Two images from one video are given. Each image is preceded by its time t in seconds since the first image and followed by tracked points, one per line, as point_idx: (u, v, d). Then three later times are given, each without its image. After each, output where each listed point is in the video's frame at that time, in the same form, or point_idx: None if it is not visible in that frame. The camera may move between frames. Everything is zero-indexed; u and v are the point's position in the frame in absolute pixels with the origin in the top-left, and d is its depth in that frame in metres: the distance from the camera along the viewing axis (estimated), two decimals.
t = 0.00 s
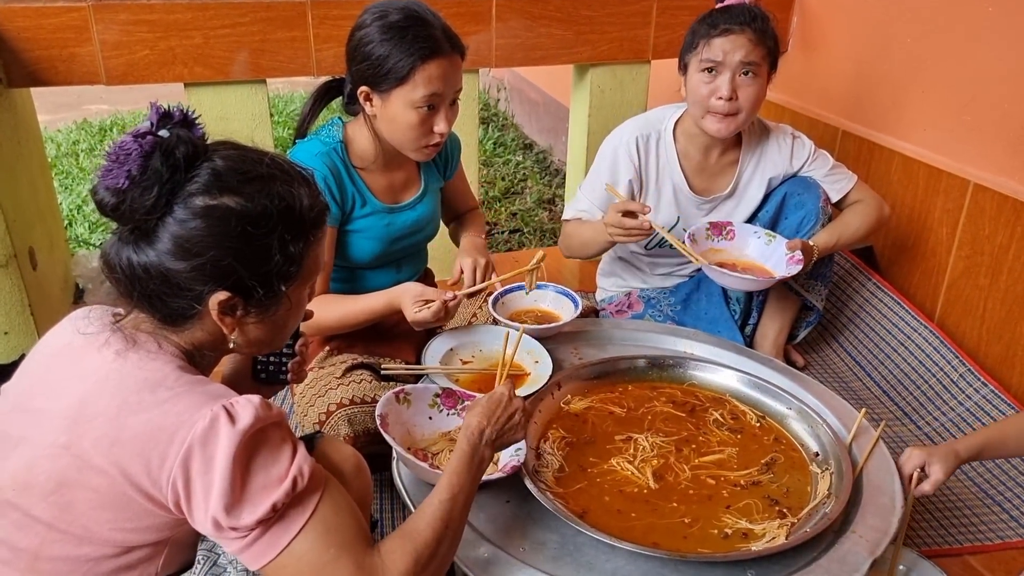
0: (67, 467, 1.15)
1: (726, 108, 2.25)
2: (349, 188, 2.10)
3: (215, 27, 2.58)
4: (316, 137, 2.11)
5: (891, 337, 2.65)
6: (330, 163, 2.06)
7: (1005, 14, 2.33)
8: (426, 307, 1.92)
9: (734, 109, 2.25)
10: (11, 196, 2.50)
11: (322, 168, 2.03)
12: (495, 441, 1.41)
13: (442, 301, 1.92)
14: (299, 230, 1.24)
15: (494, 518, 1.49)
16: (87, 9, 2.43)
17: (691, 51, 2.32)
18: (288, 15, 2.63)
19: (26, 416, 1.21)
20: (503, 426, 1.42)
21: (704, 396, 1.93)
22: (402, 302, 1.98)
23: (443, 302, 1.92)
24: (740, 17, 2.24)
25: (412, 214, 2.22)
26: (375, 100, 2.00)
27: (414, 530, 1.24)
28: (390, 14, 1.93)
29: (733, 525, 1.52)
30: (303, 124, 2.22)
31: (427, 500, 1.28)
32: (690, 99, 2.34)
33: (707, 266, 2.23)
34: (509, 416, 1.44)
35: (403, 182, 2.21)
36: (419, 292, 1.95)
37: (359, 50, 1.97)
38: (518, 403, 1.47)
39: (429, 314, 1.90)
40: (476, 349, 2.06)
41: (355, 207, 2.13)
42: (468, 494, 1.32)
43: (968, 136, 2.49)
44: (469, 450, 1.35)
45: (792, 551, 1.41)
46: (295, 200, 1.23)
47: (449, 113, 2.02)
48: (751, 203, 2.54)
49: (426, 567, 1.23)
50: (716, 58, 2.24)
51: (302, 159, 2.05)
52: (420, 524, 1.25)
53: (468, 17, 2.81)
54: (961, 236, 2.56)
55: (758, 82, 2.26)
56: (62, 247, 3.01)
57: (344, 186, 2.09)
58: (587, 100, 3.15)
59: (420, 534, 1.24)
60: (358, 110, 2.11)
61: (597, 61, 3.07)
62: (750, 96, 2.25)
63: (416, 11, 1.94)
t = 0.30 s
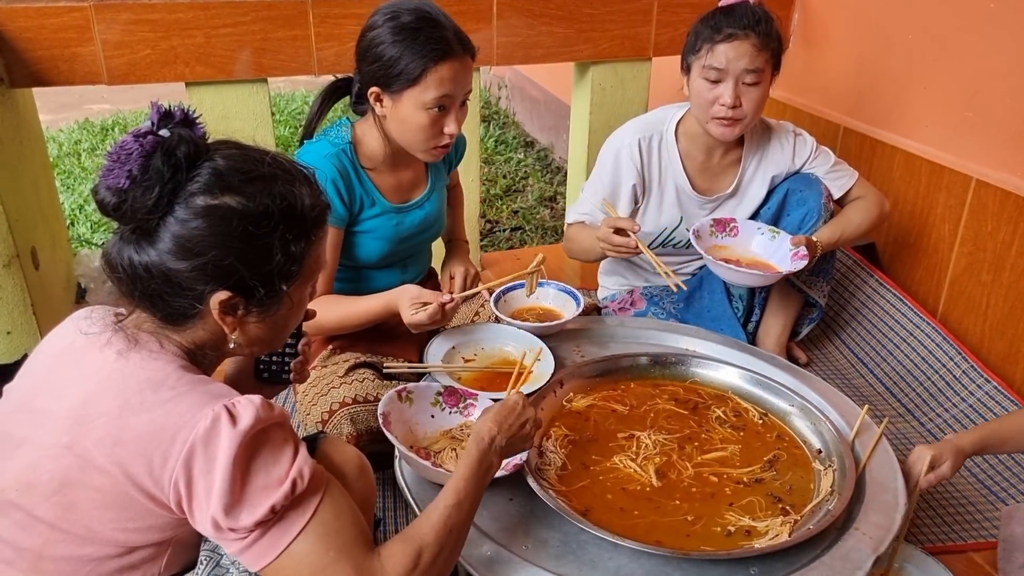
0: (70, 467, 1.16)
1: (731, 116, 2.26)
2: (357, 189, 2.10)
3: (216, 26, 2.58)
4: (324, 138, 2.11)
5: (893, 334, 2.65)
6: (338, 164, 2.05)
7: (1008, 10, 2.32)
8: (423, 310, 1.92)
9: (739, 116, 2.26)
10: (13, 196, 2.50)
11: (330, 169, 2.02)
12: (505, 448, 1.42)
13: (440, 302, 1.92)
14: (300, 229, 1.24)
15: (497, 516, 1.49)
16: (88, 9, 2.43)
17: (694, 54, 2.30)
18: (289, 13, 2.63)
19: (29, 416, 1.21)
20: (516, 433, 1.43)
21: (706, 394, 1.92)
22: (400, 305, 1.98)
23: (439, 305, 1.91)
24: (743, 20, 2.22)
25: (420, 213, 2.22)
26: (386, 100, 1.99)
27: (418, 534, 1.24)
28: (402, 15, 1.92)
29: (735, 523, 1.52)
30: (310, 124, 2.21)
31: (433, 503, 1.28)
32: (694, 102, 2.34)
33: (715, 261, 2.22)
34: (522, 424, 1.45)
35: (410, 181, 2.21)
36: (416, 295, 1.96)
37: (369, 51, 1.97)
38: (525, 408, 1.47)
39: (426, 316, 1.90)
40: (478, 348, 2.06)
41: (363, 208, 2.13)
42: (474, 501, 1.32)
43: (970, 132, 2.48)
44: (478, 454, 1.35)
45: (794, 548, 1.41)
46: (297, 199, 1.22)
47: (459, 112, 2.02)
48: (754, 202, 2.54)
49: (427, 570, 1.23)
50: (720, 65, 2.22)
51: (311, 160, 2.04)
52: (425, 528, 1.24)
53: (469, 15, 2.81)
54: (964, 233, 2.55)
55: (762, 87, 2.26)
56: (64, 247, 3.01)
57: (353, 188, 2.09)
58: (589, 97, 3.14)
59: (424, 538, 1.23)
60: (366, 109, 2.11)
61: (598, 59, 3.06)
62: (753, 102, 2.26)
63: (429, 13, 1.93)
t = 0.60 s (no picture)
0: (69, 465, 1.16)
1: (737, 119, 2.26)
2: (363, 189, 2.10)
3: (215, 23, 2.58)
4: (330, 136, 2.10)
5: (893, 330, 2.64)
6: (345, 164, 2.04)
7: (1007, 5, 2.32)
8: (431, 308, 1.92)
9: (745, 119, 2.27)
10: (12, 194, 2.50)
11: (336, 170, 2.02)
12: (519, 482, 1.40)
13: (446, 300, 1.92)
14: (299, 227, 1.24)
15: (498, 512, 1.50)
16: (87, 6, 2.43)
17: (699, 55, 2.30)
18: (288, 10, 2.63)
19: (28, 415, 1.21)
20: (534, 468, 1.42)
21: (705, 390, 1.92)
22: (405, 302, 1.98)
23: (447, 303, 1.92)
24: (749, 23, 2.21)
25: (425, 212, 2.22)
26: (394, 97, 1.99)
27: (429, 539, 1.25)
28: (409, 11, 1.91)
29: (735, 519, 1.52)
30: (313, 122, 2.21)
31: (450, 515, 1.29)
32: (699, 102, 2.33)
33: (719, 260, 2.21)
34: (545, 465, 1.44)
35: (414, 180, 2.21)
36: (423, 293, 1.95)
37: (376, 48, 1.97)
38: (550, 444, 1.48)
39: (434, 314, 1.91)
40: (478, 344, 2.06)
41: (369, 208, 2.12)
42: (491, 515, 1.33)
43: (969, 127, 2.48)
44: (500, 482, 1.35)
45: (794, 544, 1.41)
46: (295, 196, 1.22)
47: (466, 108, 2.02)
48: (756, 197, 2.54)
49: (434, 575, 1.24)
50: (727, 69, 2.22)
51: (316, 160, 2.03)
52: (437, 534, 1.26)
53: (468, 10, 2.81)
54: (963, 229, 2.54)
55: (768, 90, 2.25)
56: (64, 245, 3.01)
57: (359, 188, 2.09)
58: (588, 93, 3.14)
59: (434, 544, 1.25)
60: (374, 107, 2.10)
61: (597, 55, 3.06)
62: (759, 104, 2.26)
63: (435, 9, 1.93)
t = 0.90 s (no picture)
0: (72, 461, 1.16)
1: (738, 116, 2.25)
2: (372, 195, 2.09)
3: (217, 20, 2.58)
4: (336, 143, 2.08)
5: (894, 328, 2.65)
6: (353, 171, 2.04)
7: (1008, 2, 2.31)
8: (453, 281, 1.90)
9: (746, 117, 2.26)
10: (13, 190, 2.50)
11: (345, 178, 2.02)
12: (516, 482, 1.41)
13: (468, 272, 1.90)
14: (304, 224, 1.24)
15: (499, 509, 1.50)
16: (89, 3, 2.43)
17: (703, 53, 2.30)
18: (289, 7, 2.62)
19: (30, 411, 1.21)
20: (529, 467, 1.42)
21: (706, 387, 1.93)
22: (427, 284, 1.95)
23: (469, 274, 1.90)
24: (754, 21, 2.21)
25: (432, 213, 2.23)
26: (397, 99, 1.98)
27: (427, 543, 1.25)
28: (404, 10, 1.92)
29: (736, 517, 1.52)
30: (317, 129, 2.19)
31: (448, 517, 1.29)
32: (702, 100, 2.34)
33: (729, 264, 2.21)
34: (538, 461, 1.44)
35: (418, 182, 2.20)
36: (443, 269, 1.93)
37: (376, 51, 1.96)
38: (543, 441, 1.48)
39: (459, 285, 1.88)
40: (479, 341, 2.05)
41: (379, 213, 2.13)
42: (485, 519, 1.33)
43: (970, 126, 2.48)
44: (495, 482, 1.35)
45: (794, 542, 1.41)
46: (300, 194, 1.22)
47: (471, 103, 2.02)
48: (759, 195, 2.53)
49: None
50: (731, 66, 2.22)
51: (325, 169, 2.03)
52: (435, 537, 1.26)
53: (470, 8, 2.81)
54: (964, 227, 2.54)
55: (771, 88, 2.25)
56: (65, 241, 3.01)
57: (368, 193, 2.08)
58: (590, 91, 3.14)
59: (433, 548, 1.25)
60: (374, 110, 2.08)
61: (599, 53, 3.05)
62: (761, 101, 2.25)
63: (430, 6, 1.93)
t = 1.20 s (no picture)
0: (72, 459, 1.16)
1: (738, 111, 2.24)
2: (373, 206, 2.08)
3: (218, 19, 2.58)
4: (336, 155, 2.05)
5: (894, 328, 2.64)
6: (355, 185, 2.02)
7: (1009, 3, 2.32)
8: (454, 285, 1.90)
9: (746, 112, 2.25)
10: (15, 188, 2.50)
11: (347, 194, 2.00)
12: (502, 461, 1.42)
13: (469, 273, 1.90)
14: (305, 223, 1.24)
15: (499, 508, 1.50)
16: (89, 2, 2.44)
17: (702, 50, 2.31)
18: (290, 6, 2.62)
19: (32, 408, 1.22)
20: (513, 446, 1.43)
21: (706, 386, 1.93)
22: (428, 290, 1.93)
23: (470, 276, 1.90)
24: (753, 17, 2.22)
25: (433, 216, 2.23)
26: (405, 107, 1.96)
27: (418, 542, 1.25)
28: (403, 16, 1.90)
29: (736, 516, 1.52)
30: (318, 137, 2.16)
31: (434, 512, 1.29)
32: (701, 97, 2.33)
33: (728, 264, 2.21)
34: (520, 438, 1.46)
35: (419, 185, 2.20)
36: (443, 273, 1.93)
37: (378, 62, 1.94)
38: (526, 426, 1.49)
39: (461, 288, 1.89)
40: (480, 340, 2.05)
41: (382, 222, 2.13)
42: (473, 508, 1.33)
43: (971, 125, 2.48)
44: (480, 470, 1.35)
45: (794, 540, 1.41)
46: (301, 193, 1.23)
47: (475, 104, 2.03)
48: (759, 196, 2.54)
49: None
50: (730, 60, 2.22)
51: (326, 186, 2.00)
52: (427, 535, 1.26)
53: (470, 7, 2.81)
54: (965, 226, 2.54)
55: (771, 82, 2.25)
56: (66, 240, 3.01)
57: (370, 206, 2.07)
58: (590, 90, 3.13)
59: (424, 546, 1.25)
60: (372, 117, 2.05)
61: (599, 52, 3.05)
62: (762, 96, 2.25)
63: (427, 8, 1.93)
